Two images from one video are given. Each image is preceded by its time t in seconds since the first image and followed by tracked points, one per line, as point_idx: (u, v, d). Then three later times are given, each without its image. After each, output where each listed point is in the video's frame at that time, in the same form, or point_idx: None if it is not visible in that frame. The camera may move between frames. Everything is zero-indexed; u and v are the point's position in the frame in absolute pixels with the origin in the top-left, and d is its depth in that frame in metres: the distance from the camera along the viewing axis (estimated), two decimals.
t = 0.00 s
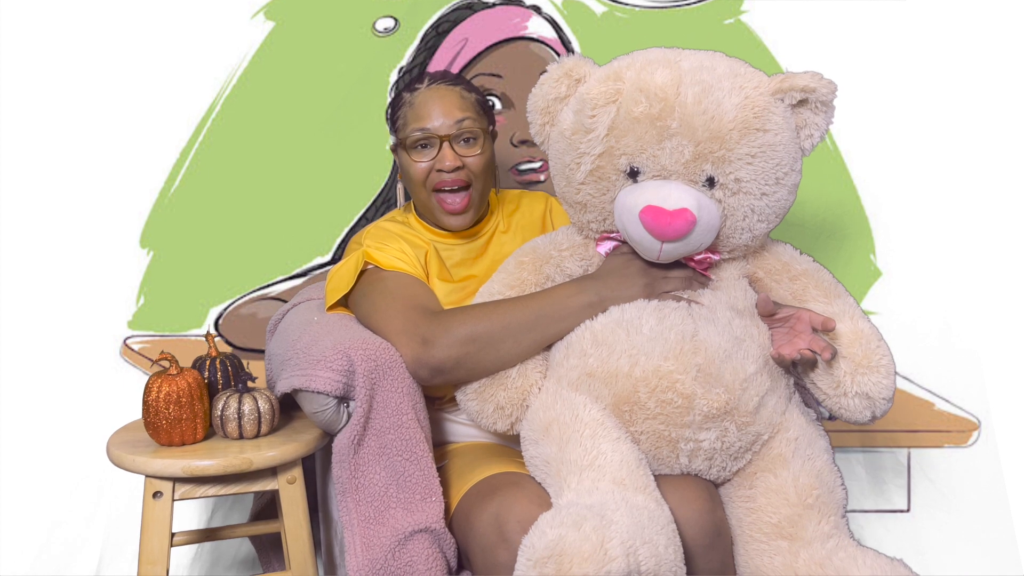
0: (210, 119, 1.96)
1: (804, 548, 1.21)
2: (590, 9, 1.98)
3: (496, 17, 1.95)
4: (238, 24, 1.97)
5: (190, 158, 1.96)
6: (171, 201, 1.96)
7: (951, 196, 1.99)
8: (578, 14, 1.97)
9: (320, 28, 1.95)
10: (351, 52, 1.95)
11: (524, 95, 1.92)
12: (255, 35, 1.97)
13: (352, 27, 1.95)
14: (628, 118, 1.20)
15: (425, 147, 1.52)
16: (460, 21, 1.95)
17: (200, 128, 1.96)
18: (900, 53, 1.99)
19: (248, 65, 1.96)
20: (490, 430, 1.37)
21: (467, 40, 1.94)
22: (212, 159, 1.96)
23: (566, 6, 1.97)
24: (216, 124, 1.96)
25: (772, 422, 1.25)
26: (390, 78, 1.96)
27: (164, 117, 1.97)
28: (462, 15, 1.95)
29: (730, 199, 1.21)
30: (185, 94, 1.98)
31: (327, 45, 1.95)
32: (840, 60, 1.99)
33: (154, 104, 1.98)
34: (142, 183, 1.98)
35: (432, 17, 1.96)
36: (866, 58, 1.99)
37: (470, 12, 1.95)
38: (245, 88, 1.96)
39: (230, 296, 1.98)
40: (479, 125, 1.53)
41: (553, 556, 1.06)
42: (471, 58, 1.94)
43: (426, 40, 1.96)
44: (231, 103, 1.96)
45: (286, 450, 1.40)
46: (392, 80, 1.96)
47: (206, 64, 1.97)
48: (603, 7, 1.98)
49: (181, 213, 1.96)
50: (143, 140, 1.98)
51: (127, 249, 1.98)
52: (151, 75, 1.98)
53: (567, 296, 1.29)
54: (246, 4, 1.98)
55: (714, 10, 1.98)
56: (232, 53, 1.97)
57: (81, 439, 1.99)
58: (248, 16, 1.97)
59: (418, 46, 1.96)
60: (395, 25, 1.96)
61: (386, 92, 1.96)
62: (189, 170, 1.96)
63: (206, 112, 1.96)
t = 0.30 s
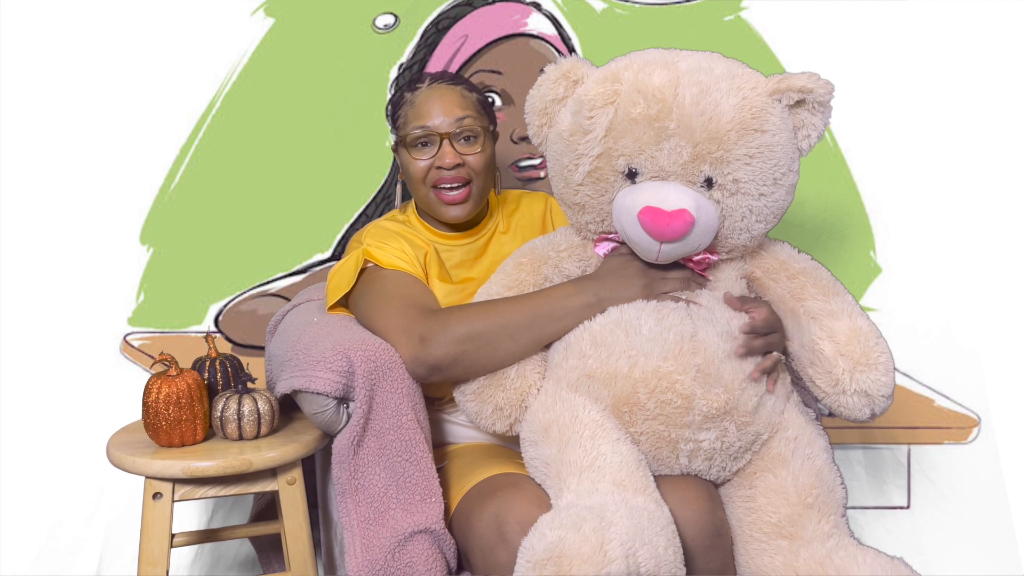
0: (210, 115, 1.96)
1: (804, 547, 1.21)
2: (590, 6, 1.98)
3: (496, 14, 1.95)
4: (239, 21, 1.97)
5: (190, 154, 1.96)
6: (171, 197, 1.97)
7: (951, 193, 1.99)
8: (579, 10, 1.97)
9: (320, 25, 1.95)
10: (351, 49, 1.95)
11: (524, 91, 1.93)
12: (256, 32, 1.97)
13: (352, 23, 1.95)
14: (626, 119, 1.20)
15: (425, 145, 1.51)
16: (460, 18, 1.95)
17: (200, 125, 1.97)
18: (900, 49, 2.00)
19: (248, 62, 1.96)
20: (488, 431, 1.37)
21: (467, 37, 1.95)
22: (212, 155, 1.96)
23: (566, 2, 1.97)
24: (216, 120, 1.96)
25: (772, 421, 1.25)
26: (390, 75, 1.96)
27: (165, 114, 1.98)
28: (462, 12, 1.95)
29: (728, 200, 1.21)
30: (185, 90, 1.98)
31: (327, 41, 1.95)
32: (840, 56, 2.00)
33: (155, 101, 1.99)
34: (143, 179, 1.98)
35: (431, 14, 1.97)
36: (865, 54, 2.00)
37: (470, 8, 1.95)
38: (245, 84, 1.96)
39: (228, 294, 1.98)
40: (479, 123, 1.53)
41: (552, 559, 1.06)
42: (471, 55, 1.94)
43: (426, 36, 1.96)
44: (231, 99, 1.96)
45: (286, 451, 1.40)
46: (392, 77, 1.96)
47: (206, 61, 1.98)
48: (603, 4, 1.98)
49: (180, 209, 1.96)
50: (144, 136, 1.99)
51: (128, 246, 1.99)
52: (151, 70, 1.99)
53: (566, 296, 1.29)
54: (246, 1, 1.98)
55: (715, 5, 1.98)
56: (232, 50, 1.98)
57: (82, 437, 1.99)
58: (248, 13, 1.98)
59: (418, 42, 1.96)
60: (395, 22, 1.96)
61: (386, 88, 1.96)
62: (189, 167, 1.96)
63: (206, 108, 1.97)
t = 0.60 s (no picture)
0: (210, 112, 1.96)
1: (804, 545, 1.21)
2: (590, 3, 1.98)
3: (496, 10, 1.95)
4: (239, 18, 1.98)
5: (190, 151, 1.96)
6: (171, 194, 1.96)
7: (951, 190, 2.00)
8: (579, 7, 1.97)
9: (320, 21, 1.95)
10: (351, 45, 1.95)
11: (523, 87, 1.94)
12: (256, 29, 1.97)
13: (352, 20, 1.95)
14: (622, 126, 1.20)
15: (428, 126, 1.53)
16: (460, 14, 1.96)
17: (200, 122, 1.96)
18: (901, 45, 2.00)
19: (248, 59, 1.96)
20: (486, 431, 1.32)
21: (468, 33, 1.95)
22: (212, 152, 1.95)
23: None
24: (216, 116, 1.96)
25: (767, 420, 1.25)
26: (390, 71, 1.96)
27: (165, 111, 1.98)
28: (462, 8, 1.96)
29: (724, 207, 1.21)
30: (186, 87, 1.98)
31: (327, 38, 1.95)
32: (840, 52, 2.00)
33: (155, 97, 1.99)
34: (143, 177, 1.98)
35: (431, 11, 1.97)
36: (865, 50, 2.00)
37: (470, 5, 1.96)
38: (245, 81, 1.96)
39: (228, 291, 1.97)
40: (482, 105, 1.55)
41: (550, 567, 1.06)
42: (471, 51, 1.95)
43: (426, 33, 1.96)
44: (231, 96, 1.96)
45: (286, 452, 1.40)
46: (392, 74, 1.96)
47: (206, 58, 1.98)
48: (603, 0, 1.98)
49: (180, 206, 1.96)
50: (144, 133, 1.99)
51: (127, 243, 1.99)
52: (152, 66, 1.99)
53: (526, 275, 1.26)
54: None
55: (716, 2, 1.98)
56: (232, 47, 1.98)
57: (82, 435, 1.99)
58: (248, 10, 1.98)
59: (418, 39, 1.96)
60: (395, 18, 1.96)
61: (386, 85, 1.96)
62: (189, 163, 1.96)
63: (206, 105, 1.97)
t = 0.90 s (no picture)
0: (210, 109, 1.95)
1: (805, 551, 1.21)
2: None
3: (496, 7, 1.95)
4: (238, 15, 1.97)
5: (190, 148, 1.96)
6: (171, 191, 1.96)
7: (951, 187, 2.00)
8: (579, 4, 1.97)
9: (321, 18, 1.94)
10: (351, 42, 1.94)
11: (523, 84, 1.93)
12: (255, 26, 1.96)
13: (352, 17, 1.95)
14: (630, 166, 1.15)
15: (431, 127, 1.55)
16: (460, 11, 1.95)
17: (200, 119, 1.96)
18: (901, 42, 2.00)
19: (248, 55, 1.96)
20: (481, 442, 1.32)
21: (468, 29, 1.95)
22: (212, 149, 1.95)
23: None
24: (216, 113, 1.95)
25: (769, 424, 1.25)
26: (390, 68, 1.96)
27: (165, 107, 1.97)
28: (462, 5, 1.95)
29: (731, 247, 1.20)
30: (186, 84, 1.98)
31: (327, 35, 1.94)
32: (841, 49, 2.00)
33: (155, 94, 1.98)
34: (143, 174, 1.98)
35: (431, 8, 1.96)
36: (865, 47, 2.00)
37: (470, 1, 1.96)
38: (245, 78, 1.95)
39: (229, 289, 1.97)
40: (485, 107, 1.56)
41: None
42: (471, 48, 1.94)
43: (426, 30, 1.95)
44: (231, 93, 1.96)
45: (285, 455, 1.40)
46: (392, 71, 1.96)
47: (206, 56, 1.97)
48: None
49: (180, 203, 1.95)
50: (144, 130, 1.98)
51: (127, 240, 1.98)
52: (152, 62, 1.98)
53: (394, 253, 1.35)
54: None
55: None
56: (232, 44, 1.97)
57: (82, 434, 1.99)
58: (248, 7, 1.97)
59: (418, 36, 1.95)
60: (395, 16, 1.96)
61: (386, 82, 1.96)
62: (189, 161, 1.95)
63: (206, 102, 1.96)
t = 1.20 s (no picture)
0: (210, 106, 1.96)
1: (804, 549, 1.21)
2: None
3: (496, 4, 1.94)
4: (239, 13, 1.97)
5: (190, 145, 1.96)
6: (171, 188, 1.96)
7: (951, 184, 2.00)
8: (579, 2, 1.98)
9: (321, 15, 1.95)
10: (351, 39, 1.95)
11: (524, 81, 1.91)
12: (256, 24, 1.97)
13: (352, 14, 1.95)
14: (628, 180, 1.15)
15: (422, 130, 1.56)
16: (460, 7, 1.94)
17: (200, 116, 1.96)
18: (901, 39, 2.00)
19: (249, 53, 1.96)
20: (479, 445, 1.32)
21: (468, 26, 1.93)
22: (212, 146, 1.95)
23: None
24: (216, 111, 1.95)
25: (767, 423, 1.25)
26: (390, 66, 1.96)
27: (165, 105, 1.98)
28: (462, 2, 1.94)
29: (728, 259, 1.20)
30: (186, 81, 1.98)
31: (327, 32, 1.95)
32: (841, 45, 2.01)
33: (155, 92, 1.98)
34: (142, 172, 1.98)
35: (431, 6, 1.96)
36: (865, 44, 2.01)
37: None
38: (246, 75, 1.96)
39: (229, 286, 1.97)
40: (476, 108, 1.57)
41: None
42: (471, 46, 1.93)
43: (426, 27, 1.95)
44: (231, 90, 1.96)
45: (285, 457, 1.40)
46: (392, 68, 1.96)
47: (205, 53, 1.98)
48: None
49: (180, 200, 1.96)
50: (143, 127, 1.98)
51: (127, 237, 1.98)
52: (152, 59, 1.99)
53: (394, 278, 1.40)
54: None
55: None
56: (232, 42, 1.97)
57: (82, 434, 1.99)
58: (248, 4, 1.97)
59: (418, 34, 1.95)
60: (395, 13, 1.96)
61: (386, 79, 1.96)
62: (189, 158, 1.96)
63: (206, 99, 1.96)
